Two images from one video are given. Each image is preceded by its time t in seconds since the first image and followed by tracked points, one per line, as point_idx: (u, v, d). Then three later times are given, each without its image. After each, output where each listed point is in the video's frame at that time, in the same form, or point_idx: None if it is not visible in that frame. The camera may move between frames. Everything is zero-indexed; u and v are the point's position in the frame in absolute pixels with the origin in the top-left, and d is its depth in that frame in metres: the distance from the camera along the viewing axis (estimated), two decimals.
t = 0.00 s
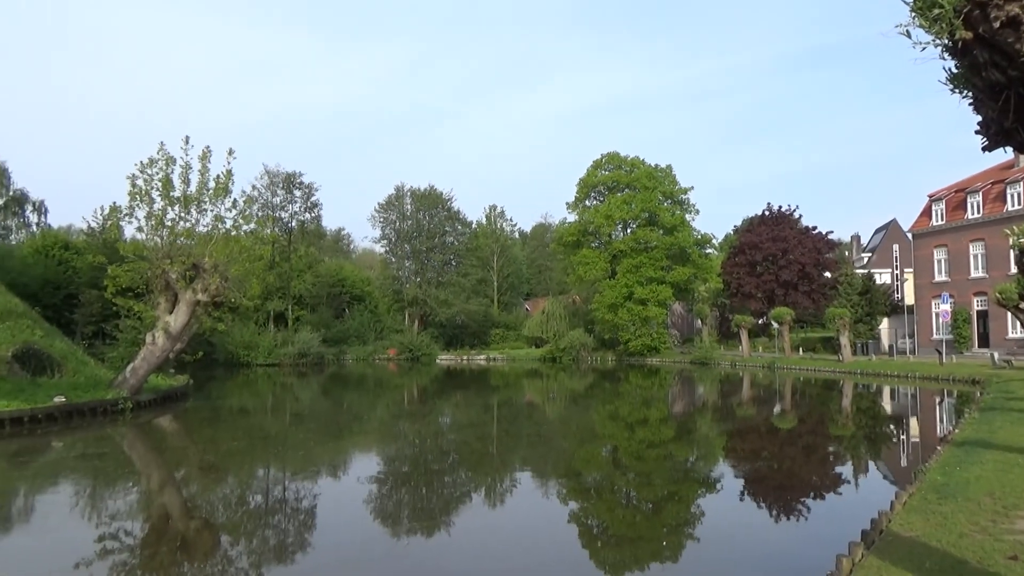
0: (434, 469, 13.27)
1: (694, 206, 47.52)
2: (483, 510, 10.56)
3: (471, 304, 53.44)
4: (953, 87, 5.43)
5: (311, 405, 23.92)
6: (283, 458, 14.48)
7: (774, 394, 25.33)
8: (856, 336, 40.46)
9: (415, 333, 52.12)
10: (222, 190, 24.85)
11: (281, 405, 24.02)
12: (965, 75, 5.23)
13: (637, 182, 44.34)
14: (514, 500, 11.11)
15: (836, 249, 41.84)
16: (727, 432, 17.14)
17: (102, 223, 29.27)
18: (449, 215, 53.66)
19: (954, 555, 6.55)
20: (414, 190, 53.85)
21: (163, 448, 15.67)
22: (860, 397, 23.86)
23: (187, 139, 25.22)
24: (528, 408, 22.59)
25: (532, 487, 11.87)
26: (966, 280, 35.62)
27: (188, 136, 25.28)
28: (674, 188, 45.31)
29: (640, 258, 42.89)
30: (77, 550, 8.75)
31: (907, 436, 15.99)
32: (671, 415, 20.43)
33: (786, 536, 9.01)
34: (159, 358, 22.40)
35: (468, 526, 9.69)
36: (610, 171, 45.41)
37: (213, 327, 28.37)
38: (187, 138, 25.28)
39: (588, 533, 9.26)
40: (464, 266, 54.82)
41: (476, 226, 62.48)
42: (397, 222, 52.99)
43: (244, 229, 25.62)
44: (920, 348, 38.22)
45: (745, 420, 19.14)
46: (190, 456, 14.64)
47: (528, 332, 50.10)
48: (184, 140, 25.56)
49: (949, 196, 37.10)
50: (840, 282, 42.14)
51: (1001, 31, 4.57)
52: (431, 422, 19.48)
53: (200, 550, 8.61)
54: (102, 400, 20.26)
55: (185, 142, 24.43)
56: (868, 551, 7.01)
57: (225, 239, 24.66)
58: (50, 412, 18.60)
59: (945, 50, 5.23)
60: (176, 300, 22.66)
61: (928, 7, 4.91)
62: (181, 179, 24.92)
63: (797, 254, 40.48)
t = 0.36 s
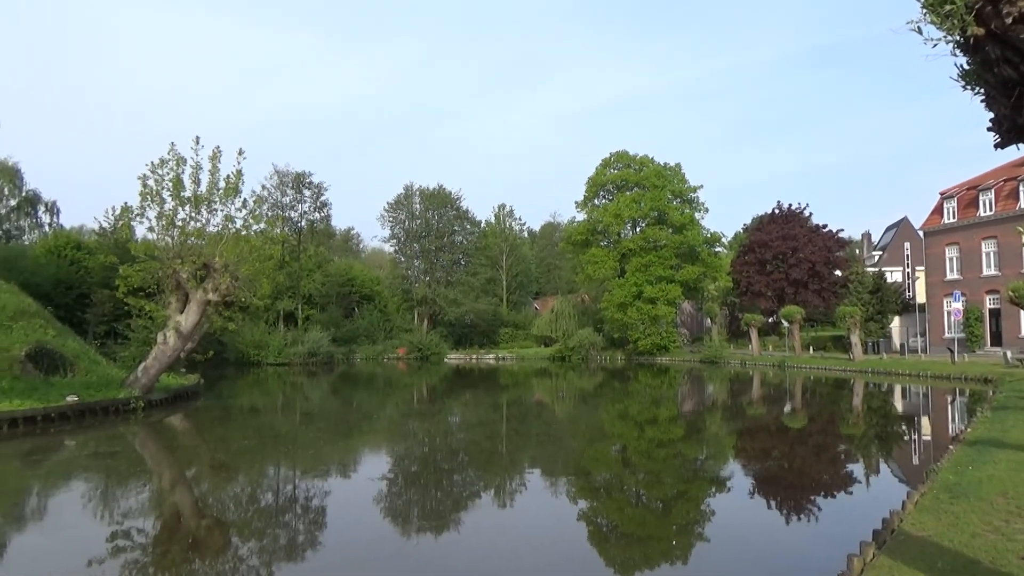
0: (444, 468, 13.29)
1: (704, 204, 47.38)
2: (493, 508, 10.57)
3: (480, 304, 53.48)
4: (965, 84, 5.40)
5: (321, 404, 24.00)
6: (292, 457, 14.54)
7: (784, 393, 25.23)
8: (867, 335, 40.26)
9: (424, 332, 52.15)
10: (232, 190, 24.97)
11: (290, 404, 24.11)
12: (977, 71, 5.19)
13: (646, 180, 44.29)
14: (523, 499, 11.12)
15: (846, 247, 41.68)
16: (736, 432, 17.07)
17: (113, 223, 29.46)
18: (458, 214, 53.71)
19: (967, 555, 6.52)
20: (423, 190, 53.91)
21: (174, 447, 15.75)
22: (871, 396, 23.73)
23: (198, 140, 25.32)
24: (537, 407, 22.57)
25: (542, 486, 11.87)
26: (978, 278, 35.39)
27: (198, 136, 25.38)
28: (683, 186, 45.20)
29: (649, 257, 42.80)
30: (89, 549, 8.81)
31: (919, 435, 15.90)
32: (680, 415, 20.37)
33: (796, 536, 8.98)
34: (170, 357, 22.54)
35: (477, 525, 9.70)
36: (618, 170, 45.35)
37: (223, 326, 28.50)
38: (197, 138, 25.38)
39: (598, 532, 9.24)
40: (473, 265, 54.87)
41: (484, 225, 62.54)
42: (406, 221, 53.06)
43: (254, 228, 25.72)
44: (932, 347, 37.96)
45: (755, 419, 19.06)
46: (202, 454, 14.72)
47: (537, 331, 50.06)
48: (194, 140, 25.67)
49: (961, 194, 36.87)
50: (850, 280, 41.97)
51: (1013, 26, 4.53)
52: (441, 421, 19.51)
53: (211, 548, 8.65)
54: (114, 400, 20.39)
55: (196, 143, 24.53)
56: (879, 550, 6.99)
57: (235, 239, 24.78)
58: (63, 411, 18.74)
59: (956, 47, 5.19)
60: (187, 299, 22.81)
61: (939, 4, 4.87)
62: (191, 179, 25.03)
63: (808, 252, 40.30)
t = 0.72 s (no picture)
0: (455, 467, 13.32)
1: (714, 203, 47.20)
2: (503, 507, 10.59)
3: (490, 303, 53.49)
4: (979, 80, 5.35)
5: (332, 403, 24.09)
6: (304, 456, 14.62)
7: (796, 392, 25.12)
8: (879, 333, 39.97)
9: (434, 331, 52.21)
10: (243, 190, 25.07)
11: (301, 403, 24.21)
12: (991, 68, 5.15)
13: (657, 179, 44.20)
14: (534, 497, 11.13)
15: (858, 246, 41.42)
16: (747, 431, 17.03)
17: (126, 223, 29.66)
18: (467, 214, 53.75)
19: (981, 555, 6.47)
20: (433, 189, 53.96)
21: (187, 445, 15.85)
22: (883, 395, 23.60)
23: (209, 140, 25.42)
24: (547, 406, 22.57)
25: (552, 486, 11.88)
26: (992, 277, 35.12)
27: (209, 137, 25.47)
28: (693, 184, 45.04)
29: (659, 256, 42.67)
30: (103, 546, 8.88)
31: (932, 434, 15.82)
32: (691, 414, 20.32)
33: (808, 536, 8.94)
34: (183, 356, 22.69)
35: (488, 524, 9.71)
36: (629, 169, 45.24)
37: (234, 326, 28.65)
38: (209, 139, 25.47)
39: (609, 532, 9.23)
40: (483, 264, 54.89)
41: (494, 225, 62.60)
42: (416, 220, 53.16)
43: (266, 228, 25.82)
44: (944, 346, 37.50)
45: (766, 418, 19.00)
46: (214, 453, 14.82)
47: (548, 330, 50.04)
48: (206, 140, 25.78)
49: (974, 191, 36.61)
50: (862, 279, 41.76)
51: None
52: (451, 419, 19.53)
53: (224, 546, 8.71)
54: (127, 399, 20.53)
55: (207, 143, 24.64)
56: (893, 550, 6.94)
57: (247, 238, 24.86)
58: (77, 410, 18.88)
59: (971, 43, 5.16)
60: (199, 299, 22.97)
61: None
62: (203, 179, 25.14)
63: (819, 250, 40.06)
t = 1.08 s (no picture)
0: (466, 466, 13.34)
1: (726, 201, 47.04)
2: (514, 506, 10.61)
3: (501, 302, 53.51)
4: (994, 76, 5.32)
5: (344, 402, 24.19)
6: (316, 455, 14.69)
7: (809, 391, 24.98)
8: (893, 332, 39.69)
9: (446, 330, 52.27)
10: (255, 190, 25.21)
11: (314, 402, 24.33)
12: (1006, 63, 5.11)
13: (668, 177, 44.10)
14: (545, 496, 11.14)
15: (872, 244, 41.17)
16: (760, 430, 16.95)
17: (140, 224, 29.89)
18: (478, 213, 53.77)
19: (997, 555, 6.42)
20: (444, 188, 54.01)
21: (200, 444, 15.95)
22: (897, 394, 23.45)
23: (221, 140, 25.57)
24: (558, 405, 22.60)
25: (563, 484, 11.89)
26: (1008, 274, 34.82)
27: (222, 137, 25.62)
28: (704, 182, 44.87)
29: (670, 254, 42.55)
30: (118, 544, 8.96)
31: (947, 433, 15.72)
32: (703, 412, 20.26)
33: (821, 535, 8.90)
34: (196, 355, 22.84)
35: (500, 523, 9.73)
36: (639, 167, 45.11)
37: (247, 325, 28.78)
38: (221, 139, 25.63)
39: (620, 530, 9.23)
40: (494, 263, 54.91)
41: (505, 223, 62.64)
42: (427, 220, 53.24)
43: (278, 228, 25.92)
44: (959, 344, 37.27)
45: (778, 417, 18.93)
46: (227, 452, 14.91)
47: (559, 329, 50.01)
48: (218, 141, 25.94)
49: (989, 188, 36.29)
50: (875, 276, 41.51)
51: None
52: (463, 418, 19.57)
53: (237, 544, 8.77)
54: (141, 398, 20.68)
55: (219, 144, 24.79)
56: (906, 550, 6.90)
57: (258, 238, 24.93)
58: (91, 409, 19.03)
59: (986, 39, 5.13)
60: (211, 298, 23.13)
61: None
62: (216, 179, 25.30)
63: (832, 248, 39.87)
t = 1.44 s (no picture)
0: (477, 464, 13.35)
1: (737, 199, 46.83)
2: (525, 505, 10.61)
3: (512, 300, 53.49)
4: (1011, 73, 5.26)
5: (356, 401, 24.27)
6: (327, 453, 14.74)
7: (821, 389, 24.85)
8: (906, 330, 39.36)
9: (456, 329, 52.31)
10: (267, 189, 25.30)
11: (325, 400, 24.42)
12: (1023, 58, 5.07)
13: (678, 175, 43.93)
14: (556, 495, 11.14)
15: (885, 241, 40.91)
16: (772, 428, 16.89)
17: (152, 224, 30.08)
18: (488, 211, 53.77)
19: (1014, 556, 6.36)
20: (454, 187, 54.01)
21: (212, 442, 16.04)
22: (910, 393, 23.29)
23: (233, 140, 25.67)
24: (569, 403, 22.59)
25: (574, 483, 11.87)
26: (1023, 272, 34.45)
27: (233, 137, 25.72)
28: (715, 180, 44.66)
29: (681, 252, 42.42)
30: (131, 541, 9.02)
31: (961, 433, 15.59)
32: (714, 411, 20.19)
33: (833, 535, 8.84)
34: (209, 354, 22.99)
35: (511, 522, 9.73)
36: (650, 165, 44.98)
37: (259, 324, 28.89)
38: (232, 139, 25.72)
39: (631, 529, 9.22)
40: (504, 261, 54.89)
41: (515, 222, 62.62)
42: (437, 219, 53.24)
43: (289, 227, 26.00)
44: (973, 343, 36.95)
45: (790, 416, 18.84)
46: (239, 450, 14.99)
47: (569, 328, 49.96)
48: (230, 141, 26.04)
49: (1004, 185, 35.93)
50: (888, 275, 41.27)
51: None
52: (473, 417, 19.60)
53: (249, 542, 8.81)
54: (154, 396, 20.84)
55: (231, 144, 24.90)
56: (920, 549, 6.86)
57: (270, 238, 25.00)
58: (105, 408, 19.19)
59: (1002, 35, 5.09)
60: (224, 297, 23.26)
61: None
62: (227, 179, 25.41)
63: (844, 246, 39.69)
